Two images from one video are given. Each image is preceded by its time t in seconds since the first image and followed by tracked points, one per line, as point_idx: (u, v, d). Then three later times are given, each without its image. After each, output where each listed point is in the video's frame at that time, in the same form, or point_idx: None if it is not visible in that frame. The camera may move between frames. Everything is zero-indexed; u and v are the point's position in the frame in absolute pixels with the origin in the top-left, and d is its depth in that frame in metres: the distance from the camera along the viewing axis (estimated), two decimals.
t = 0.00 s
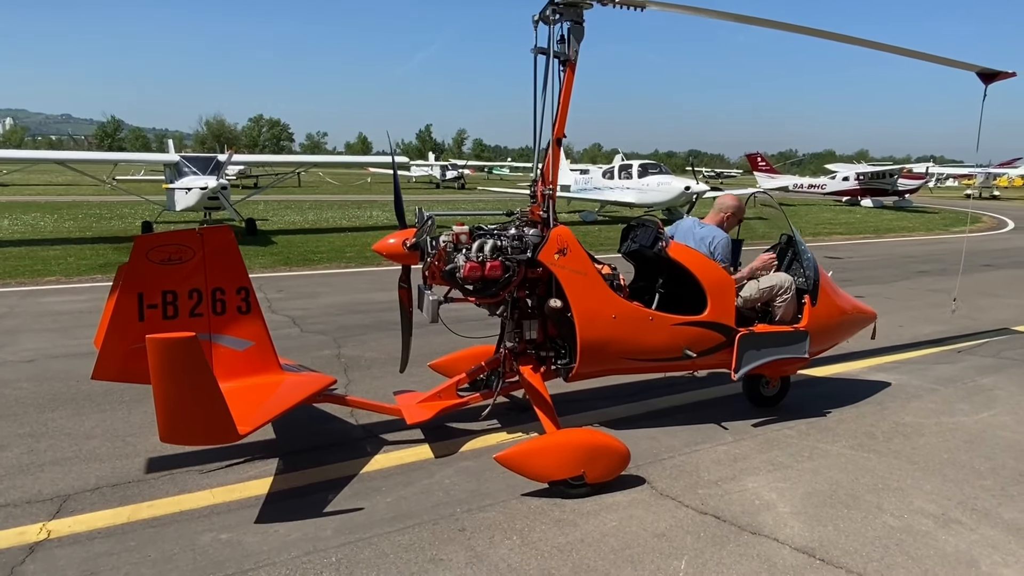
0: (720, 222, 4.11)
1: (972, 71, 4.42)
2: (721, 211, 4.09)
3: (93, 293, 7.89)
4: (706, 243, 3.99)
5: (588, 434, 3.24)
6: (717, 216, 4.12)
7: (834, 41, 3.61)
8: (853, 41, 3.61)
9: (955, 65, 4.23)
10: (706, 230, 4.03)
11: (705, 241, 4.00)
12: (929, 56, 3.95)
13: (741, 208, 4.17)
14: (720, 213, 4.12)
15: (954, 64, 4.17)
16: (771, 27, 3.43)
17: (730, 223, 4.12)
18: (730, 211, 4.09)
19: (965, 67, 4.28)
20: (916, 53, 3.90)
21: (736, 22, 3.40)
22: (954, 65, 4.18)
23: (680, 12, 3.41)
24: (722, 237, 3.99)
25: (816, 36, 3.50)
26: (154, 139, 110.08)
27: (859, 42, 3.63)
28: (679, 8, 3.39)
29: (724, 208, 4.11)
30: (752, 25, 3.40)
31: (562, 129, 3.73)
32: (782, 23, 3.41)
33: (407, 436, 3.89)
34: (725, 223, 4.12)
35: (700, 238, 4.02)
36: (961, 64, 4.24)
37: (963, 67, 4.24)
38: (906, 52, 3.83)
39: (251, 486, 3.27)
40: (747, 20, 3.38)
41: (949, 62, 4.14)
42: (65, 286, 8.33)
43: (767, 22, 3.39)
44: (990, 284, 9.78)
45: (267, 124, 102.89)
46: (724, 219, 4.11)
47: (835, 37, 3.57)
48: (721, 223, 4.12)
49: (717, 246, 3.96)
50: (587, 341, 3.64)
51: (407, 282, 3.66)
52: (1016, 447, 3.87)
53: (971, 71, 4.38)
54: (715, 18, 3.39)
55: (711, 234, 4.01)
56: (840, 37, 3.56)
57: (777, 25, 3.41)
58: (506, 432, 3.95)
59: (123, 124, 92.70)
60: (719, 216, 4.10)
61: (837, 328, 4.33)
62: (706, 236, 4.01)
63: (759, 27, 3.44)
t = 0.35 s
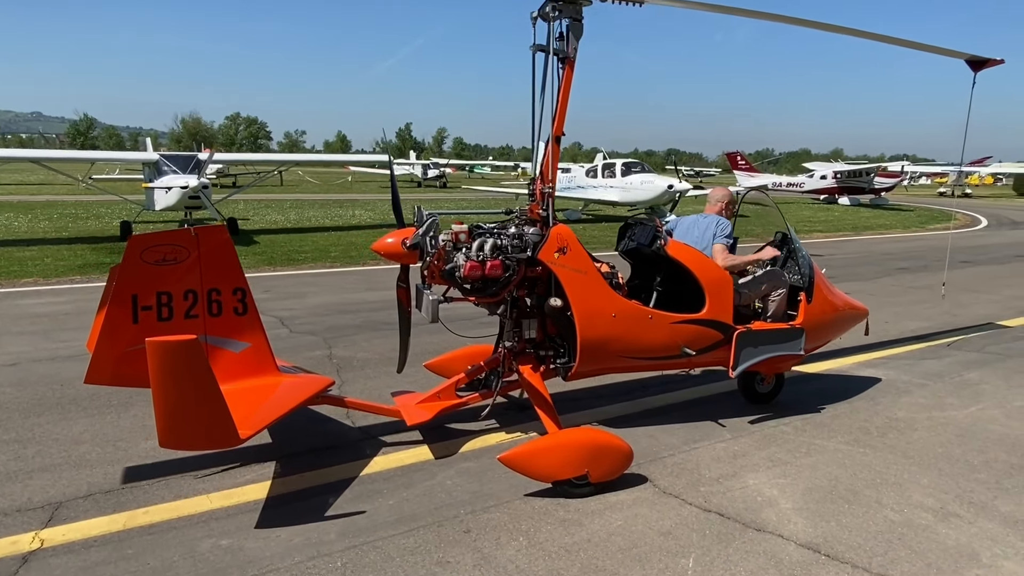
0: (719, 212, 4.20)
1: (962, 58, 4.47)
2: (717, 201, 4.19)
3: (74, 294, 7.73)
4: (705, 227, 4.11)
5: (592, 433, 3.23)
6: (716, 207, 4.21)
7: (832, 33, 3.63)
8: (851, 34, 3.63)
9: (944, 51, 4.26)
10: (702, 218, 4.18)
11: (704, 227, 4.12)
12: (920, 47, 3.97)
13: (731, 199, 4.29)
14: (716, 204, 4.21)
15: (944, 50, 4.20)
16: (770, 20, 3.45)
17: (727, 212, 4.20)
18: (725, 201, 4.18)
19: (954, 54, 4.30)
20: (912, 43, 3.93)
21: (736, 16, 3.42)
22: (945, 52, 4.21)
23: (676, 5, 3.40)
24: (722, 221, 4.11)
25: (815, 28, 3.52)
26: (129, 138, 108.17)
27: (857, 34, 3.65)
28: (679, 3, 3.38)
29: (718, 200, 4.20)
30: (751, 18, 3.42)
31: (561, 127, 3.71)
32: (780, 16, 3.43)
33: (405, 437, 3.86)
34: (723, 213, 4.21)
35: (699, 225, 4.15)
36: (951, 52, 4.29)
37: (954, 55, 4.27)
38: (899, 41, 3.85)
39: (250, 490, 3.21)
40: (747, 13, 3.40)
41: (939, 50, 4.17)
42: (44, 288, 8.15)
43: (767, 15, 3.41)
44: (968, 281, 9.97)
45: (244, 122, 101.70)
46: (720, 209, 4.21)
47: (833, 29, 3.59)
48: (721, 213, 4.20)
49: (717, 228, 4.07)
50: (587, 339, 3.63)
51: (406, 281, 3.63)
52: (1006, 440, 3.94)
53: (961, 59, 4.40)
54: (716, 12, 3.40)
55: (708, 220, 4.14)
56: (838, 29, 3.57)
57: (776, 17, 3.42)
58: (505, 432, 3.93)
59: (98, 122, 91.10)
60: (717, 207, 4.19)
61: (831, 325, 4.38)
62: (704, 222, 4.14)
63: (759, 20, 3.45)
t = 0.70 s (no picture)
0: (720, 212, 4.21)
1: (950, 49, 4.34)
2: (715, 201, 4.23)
3: (54, 297, 7.54)
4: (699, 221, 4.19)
5: (593, 439, 3.18)
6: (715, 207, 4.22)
7: (832, 30, 3.58)
8: (852, 30, 3.58)
9: (933, 44, 4.13)
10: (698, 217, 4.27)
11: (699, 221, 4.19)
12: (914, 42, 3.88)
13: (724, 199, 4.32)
14: (715, 205, 4.25)
15: (931, 42, 4.07)
16: (770, 18, 3.40)
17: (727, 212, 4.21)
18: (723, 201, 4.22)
19: (943, 45, 4.19)
20: (911, 40, 3.89)
21: (735, 13, 3.36)
22: (936, 45, 4.10)
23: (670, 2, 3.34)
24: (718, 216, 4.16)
25: (815, 25, 3.47)
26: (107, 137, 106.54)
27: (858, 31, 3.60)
28: None
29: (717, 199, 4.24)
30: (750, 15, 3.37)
31: (559, 128, 3.66)
32: (781, 13, 3.37)
33: (401, 444, 3.78)
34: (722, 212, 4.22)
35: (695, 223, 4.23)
36: (940, 43, 4.16)
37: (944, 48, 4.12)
38: (898, 35, 3.80)
39: (242, 501, 3.12)
40: (745, 10, 3.36)
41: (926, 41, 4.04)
42: (22, 291, 7.94)
43: (767, 12, 3.36)
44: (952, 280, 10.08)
45: (226, 121, 100.60)
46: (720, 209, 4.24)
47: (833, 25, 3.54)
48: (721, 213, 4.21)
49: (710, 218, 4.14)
50: (586, 342, 3.59)
51: (401, 284, 3.55)
52: (1002, 441, 3.96)
53: (950, 50, 4.26)
54: (716, 9, 3.35)
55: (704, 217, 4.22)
56: (839, 25, 3.52)
57: (776, 15, 3.37)
58: (503, 437, 3.87)
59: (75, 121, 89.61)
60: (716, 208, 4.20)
61: (825, 327, 4.37)
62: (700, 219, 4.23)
63: (760, 17, 3.40)
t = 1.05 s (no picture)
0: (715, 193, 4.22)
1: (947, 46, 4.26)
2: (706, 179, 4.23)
3: (42, 302, 7.44)
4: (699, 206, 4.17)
5: (597, 444, 3.17)
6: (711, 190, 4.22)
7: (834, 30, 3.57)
8: (857, 30, 3.56)
9: (931, 41, 4.03)
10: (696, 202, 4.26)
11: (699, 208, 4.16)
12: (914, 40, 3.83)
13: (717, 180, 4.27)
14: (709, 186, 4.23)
15: (929, 40, 3.96)
16: (774, 18, 3.38)
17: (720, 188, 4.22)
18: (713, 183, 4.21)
19: (940, 43, 4.11)
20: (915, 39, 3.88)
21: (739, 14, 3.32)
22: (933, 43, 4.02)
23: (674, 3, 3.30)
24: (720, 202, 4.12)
25: (821, 24, 3.45)
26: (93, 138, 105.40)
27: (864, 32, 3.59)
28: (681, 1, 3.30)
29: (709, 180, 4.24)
30: (756, 16, 3.34)
31: (561, 131, 3.65)
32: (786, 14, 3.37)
33: (402, 450, 3.75)
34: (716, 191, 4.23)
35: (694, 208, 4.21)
36: (937, 41, 4.07)
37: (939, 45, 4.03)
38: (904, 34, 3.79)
39: (243, 509, 3.08)
40: (749, 11, 3.32)
41: (923, 39, 3.94)
42: (10, 295, 7.83)
43: (772, 13, 3.34)
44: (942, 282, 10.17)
45: (213, 123, 99.90)
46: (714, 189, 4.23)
47: (839, 25, 3.53)
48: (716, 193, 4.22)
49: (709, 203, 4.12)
50: (588, 347, 3.58)
51: (403, 288, 3.53)
52: (999, 443, 3.98)
53: (946, 47, 4.19)
54: (723, 10, 3.33)
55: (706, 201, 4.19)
56: (845, 25, 3.51)
57: (781, 15, 3.36)
58: (504, 442, 3.85)
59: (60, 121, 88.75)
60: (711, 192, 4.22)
61: (824, 331, 4.39)
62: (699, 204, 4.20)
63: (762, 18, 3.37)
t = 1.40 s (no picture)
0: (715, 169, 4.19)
1: (945, 44, 4.20)
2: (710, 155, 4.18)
3: (41, 304, 7.39)
4: (703, 187, 4.11)
5: (610, 443, 3.19)
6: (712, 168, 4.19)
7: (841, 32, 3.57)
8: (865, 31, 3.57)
9: (929, 39, 3.97)
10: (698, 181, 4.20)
11: (704, 190, 4.11)
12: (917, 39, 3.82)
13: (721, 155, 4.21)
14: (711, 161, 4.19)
15: (926, 38, 3.91)
16: (795, 21, 3.35)
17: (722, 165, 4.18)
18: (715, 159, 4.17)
19: (939, 41, 4.05)
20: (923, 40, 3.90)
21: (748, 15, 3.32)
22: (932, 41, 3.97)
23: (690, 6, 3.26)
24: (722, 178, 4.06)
25: (840, 27, 3.43)
26: (83, 140, 104.69)
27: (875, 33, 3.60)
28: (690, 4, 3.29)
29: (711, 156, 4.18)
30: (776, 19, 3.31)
31: (570, 133, 3.67)
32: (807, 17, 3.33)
33: (412, 451, 3.76)
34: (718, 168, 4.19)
35: (700, 188, 4.14)
36: (935, 39, 4.01)
37: (936, 43, 3.98)
38: (912, 35, 3.81)
39: (257, 510, 3.08)
40: (767, 14, 3.29)
41: (921, 36, 3.90)
42: (7, 297, 7.78)
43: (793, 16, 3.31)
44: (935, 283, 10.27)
45: (205, 124, 99.50)
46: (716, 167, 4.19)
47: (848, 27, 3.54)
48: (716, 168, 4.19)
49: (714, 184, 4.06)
50: (598, 347, 3.60)
51: (413, 290, 3.54)
52: (1002, 441, 4.04)
53: (945, 44, 4.14)
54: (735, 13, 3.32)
55: (710, 180, 4.12)
56: (858, 27, 3.51)
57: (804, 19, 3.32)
58: (513, 442, 3.86)
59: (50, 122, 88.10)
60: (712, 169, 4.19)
61: (827, 331, 4.43)
62: (702, 184, 4.14)
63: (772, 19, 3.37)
